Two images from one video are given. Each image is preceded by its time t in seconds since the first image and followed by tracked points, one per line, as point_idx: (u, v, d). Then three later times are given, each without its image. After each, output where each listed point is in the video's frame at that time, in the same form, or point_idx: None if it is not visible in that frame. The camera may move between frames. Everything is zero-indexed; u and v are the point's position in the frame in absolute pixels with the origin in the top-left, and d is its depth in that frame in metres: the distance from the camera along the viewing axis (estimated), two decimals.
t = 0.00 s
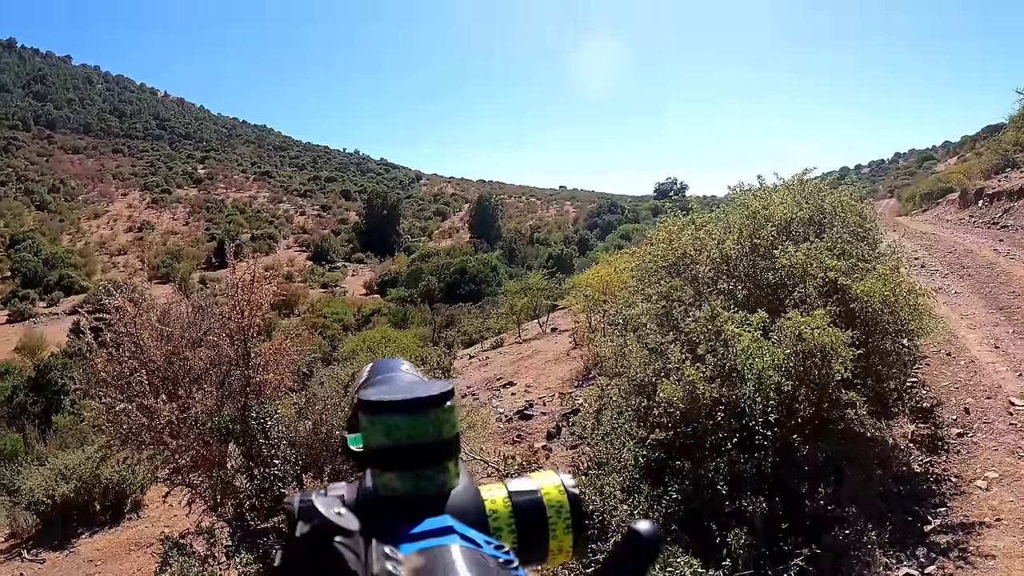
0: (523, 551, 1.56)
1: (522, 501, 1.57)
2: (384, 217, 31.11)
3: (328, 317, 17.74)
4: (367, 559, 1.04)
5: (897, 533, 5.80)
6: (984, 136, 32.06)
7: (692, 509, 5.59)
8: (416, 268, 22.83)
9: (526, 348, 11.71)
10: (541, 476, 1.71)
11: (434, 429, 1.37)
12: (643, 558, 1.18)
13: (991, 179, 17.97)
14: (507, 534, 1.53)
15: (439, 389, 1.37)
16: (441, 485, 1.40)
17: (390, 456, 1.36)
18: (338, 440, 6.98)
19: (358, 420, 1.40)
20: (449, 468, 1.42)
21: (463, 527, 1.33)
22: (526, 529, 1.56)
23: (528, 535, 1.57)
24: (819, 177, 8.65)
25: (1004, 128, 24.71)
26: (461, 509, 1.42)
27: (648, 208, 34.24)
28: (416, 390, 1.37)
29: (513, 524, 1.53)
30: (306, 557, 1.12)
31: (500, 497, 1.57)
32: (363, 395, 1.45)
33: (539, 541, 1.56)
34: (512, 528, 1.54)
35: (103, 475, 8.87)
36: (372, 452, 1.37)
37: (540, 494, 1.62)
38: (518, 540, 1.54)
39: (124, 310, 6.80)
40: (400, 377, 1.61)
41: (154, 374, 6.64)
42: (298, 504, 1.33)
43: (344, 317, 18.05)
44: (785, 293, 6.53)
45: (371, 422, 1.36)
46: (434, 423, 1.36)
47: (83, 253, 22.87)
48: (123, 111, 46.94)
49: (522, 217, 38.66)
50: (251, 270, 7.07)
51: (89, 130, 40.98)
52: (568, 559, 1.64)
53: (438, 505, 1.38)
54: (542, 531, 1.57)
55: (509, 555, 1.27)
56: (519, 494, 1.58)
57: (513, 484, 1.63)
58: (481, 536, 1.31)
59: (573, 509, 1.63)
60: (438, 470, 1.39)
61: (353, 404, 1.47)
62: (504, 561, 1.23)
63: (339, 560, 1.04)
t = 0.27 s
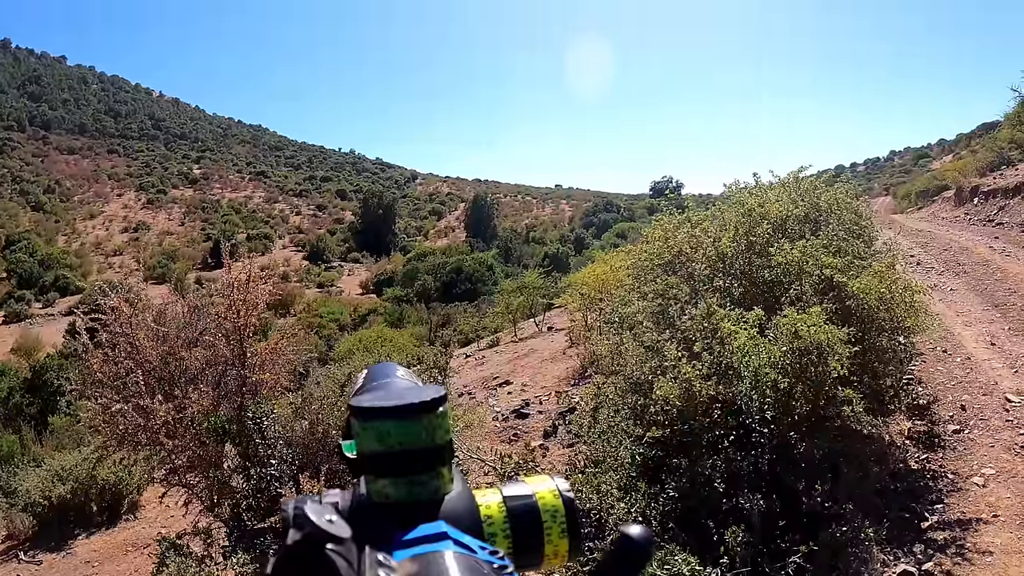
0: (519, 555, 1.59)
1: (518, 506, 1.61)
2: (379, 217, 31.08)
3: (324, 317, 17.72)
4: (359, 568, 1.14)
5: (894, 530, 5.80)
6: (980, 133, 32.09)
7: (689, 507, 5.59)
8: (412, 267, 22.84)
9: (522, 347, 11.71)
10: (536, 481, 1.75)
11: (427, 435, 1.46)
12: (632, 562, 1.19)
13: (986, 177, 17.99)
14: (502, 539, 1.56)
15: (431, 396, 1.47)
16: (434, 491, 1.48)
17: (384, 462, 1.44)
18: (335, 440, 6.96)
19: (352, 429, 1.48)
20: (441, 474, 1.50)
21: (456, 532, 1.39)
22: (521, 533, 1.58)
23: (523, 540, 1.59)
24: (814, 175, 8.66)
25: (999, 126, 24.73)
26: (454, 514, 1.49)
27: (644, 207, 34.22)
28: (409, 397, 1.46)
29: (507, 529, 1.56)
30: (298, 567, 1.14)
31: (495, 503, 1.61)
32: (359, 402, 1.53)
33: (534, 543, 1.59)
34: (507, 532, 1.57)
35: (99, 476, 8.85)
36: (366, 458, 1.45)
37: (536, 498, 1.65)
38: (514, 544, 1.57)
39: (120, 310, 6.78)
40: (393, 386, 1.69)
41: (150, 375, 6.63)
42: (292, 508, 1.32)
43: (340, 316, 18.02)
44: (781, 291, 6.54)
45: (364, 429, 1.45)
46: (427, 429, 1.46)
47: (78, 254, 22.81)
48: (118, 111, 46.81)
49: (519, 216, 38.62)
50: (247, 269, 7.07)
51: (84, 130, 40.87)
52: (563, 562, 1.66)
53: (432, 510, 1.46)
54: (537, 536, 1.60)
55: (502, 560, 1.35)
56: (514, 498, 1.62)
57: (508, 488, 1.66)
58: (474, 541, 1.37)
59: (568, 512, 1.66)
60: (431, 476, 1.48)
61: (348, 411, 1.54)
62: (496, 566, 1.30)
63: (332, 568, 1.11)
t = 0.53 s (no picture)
0: (521, 555, 1.58)
1: (520, 506, 1.59)
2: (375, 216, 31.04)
3: (320, 317, 17.72)
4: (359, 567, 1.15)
5: (891, 527, 5.80)
6: (975, 131, 32.19)
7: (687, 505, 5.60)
8: (409, 266, 22.85)
9: (519, 346, 11.72)
10: (538, 479, 1.73)
11: (430, 434, 1.39)
12: (641, 561, 1.20)
13: (982, 175, 18.04)
14: (504, 539, 1.55)
15: (433, 395, 1.41)
16: (436, 491, 1.42)
17: (385, 463, 1.38)
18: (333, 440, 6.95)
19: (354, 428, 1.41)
20: (444, 474, 1.44)
21: (460, 532, 1.34)
22: (523, 533, 1.58)
23: (525, 540, 1.58)
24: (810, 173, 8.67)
25: (994, 124, 24.81)
26: (457, 513, 1.44)
27: (640, 205, 34.24)
28: (411, 395, 1.40)
29: (510, 529, 1.56)
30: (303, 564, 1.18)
31: (497, 503, 1.59)
32: (358, 400, 1.47)
33: (536, 543, 1.58)
34: (510, 532, 1.56)
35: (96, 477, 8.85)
36: (367, 458, 1.39)
37: (538, 498, 1.64)
38: (516, 544, 1.56)
39: (116, 310, 6.76)
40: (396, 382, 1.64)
41: (147, 375, 6.62)
42: (292, 506, 1.33)
43: (337, 316, 18.01)
44: (777, 288, 6.55)
45: (366, 428, 1.38)
46: (429, 427, 1.39)
47: (74, 255, 22.76)
48: (113, 111, 46.77)
49: (515, 215, 38.63)
50: (243, 269, 7.07)
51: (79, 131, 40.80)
52: (567, 563, 1.65)
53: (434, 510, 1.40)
54: (541, 535, 1.59)
55: (506, 560, 1.30)
56: (517, 497, 1.61)
57: (509, 488, 1.65)
58: (477, 541, 1.33)
59: (572, 513, 1.66)
60: (433, 475, 1.42)
61: (347, 409, 1.48)
62: (500, 566, 1.26)
63: (335, 567, 1.14)
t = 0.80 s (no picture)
0: (523, 554, 1.58)
1: (520, 503, 1.59)
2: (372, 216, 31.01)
3: (317, 316, 17.73)
4: (362, 565, 1.15)
5: (888, 525, 5.81)
6: (971, 129, 32.26)
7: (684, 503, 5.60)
8: (405, 266, 22.85)
9: (516, 345, 11.73)
10: (538, 477, 1.73)
11: (430, 432, 1.38)
12: (644, 559, 1.19)
13: (977, 172, 18.08)
14: (505, 537, 1.55)
15: (433, 393, 1.40)
16: (437, 489, 1.41)
17: (386, 460, 1.37)
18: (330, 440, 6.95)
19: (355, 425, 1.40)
20: (445, 472, 1.44)
21: (460, 530, 1.35)
22: (523, 532, 1.57)
23: (525, 539, 1.58)
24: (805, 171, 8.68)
25: (990, 122, 24.86)
26: (458, 510, 1.44)
27: (637, 204, 34.25)
28: (411, 394, 1.39)
29: (511, 527, 1.55)
30: (302, 562, 1.16)
31: (499, 501, 1.59)
32: (358, 397, 1.45)
33: (537, 541, 1.58)
34: (510, 530, 1.56)
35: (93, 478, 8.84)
36: (367, 456, 1.37)
37: (538, 496, 1.64)
38: (518, 542, 1.55)
39: (112, 311, 6.75)
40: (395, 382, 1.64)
41: (144, 375, 6.62)
42: (292, 504, 1.31)
43: (333, 315, 18.01)
44: (773, 286, 6.56)
45: (367, 425, 1.36)
46: (430, 425, 1.38)
47: (70, 256, 22.74)
48: (109, 111, 46.70)
49: (512, 214, 38.63)
50: (240, 268, 7.06)
51: (75, 131, 40.75)
52: (567, 561, 1.65)
53: (435, 507, 1.40)
54: (542, 533, 1.59)
55: (507, 557, 1.32)
56: (518, 496, 1.60)
57: (509, 486, 1.65)
58: (478, 539, 1.34)
59: (573, 511, 1.65)
60: (434, 473, 1.41)
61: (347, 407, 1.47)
62: (500, 564, 1.27)
63: (337, 565, 1.13)
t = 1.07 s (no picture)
0: (522, 554, 1.60)
1: (519, 505, 1.61)
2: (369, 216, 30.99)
3: (314, 316, 17.72)
4: (360, 566, 1.14)
5: (885, 523, 5.81)
6: (968, 128, 32.31)
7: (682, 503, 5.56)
8: (402, 266, 22.84)
9: (514, 345, 11.74)
10: (538, 478, 1.76)
11: (429, 433, 1.38)
12: (647, 557, 1.16)
13: (974, 171, 18.11)
14: (503, 537, 1.56)
15: (433, 392, 1.39)
16: (436, 490, 1.42)
17: (385, 462, 1.37)
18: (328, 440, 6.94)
19: (354, 425, 1.40)
20: (444, 472, 1.44)
21: (459, 530, 1.36)
22: (522, 532, 1.59)
23: (524, 540, 1.60)
24: (801, 170, 8.69)
25: (987, 121, 24.88)
26: (457, 511, 1.44)
27: (635, 203, 34.26)
28: (410, 394, 1.39)
29: (509, 528, 1.57)
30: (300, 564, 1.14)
31: (497, 501, 1.61)
32: (357, 398, 1.46)
33: (536, 541, 1.59)
34: (509, 530, 1.58)
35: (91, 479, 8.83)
36: (366, 456, 1.38)
37: (538, 497, 1.66)
38: (516, 543, 1.58)
39: (110, 313, 6.76)
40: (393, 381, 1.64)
41: (142, 376, 6.62)
42: (290, 506, 1.30)
43: (331, 315, 18.01)
44: (771, 285, 6.56)
45: (365, 426, 1.37)
46: (428, 425, 1.37)
47: (67, 257, 22.72)
48: (105, 112, 46.66)
49: (510, 214, 38.64)
50: (237, 269, 7.06)
51: (72, 132, 40.71)
52: (566, 561, 1.67)
53: (433, 508, 1.41)
54: (540, 533, 1.61)
55: (506, 558, 1.31)
56: (516, 497, 1.63)
57: (509, 487, 1.67)
58: (477, 540, 1.34)
59: (571, 512, 1.67)
60: (433, 474, 1.42)
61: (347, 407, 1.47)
62: (499, 565, 1.27)
63: (334, 567, 1.12)
